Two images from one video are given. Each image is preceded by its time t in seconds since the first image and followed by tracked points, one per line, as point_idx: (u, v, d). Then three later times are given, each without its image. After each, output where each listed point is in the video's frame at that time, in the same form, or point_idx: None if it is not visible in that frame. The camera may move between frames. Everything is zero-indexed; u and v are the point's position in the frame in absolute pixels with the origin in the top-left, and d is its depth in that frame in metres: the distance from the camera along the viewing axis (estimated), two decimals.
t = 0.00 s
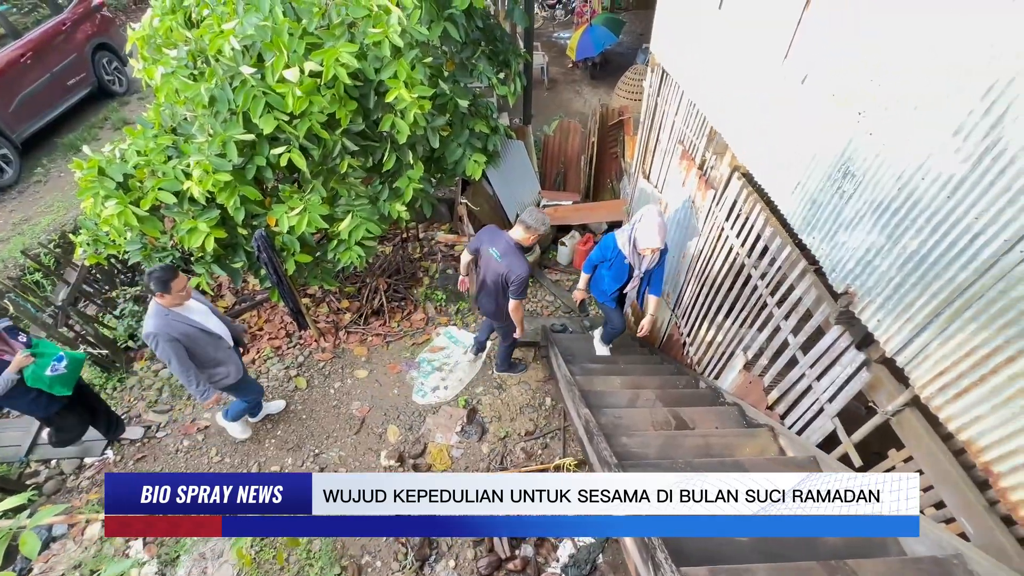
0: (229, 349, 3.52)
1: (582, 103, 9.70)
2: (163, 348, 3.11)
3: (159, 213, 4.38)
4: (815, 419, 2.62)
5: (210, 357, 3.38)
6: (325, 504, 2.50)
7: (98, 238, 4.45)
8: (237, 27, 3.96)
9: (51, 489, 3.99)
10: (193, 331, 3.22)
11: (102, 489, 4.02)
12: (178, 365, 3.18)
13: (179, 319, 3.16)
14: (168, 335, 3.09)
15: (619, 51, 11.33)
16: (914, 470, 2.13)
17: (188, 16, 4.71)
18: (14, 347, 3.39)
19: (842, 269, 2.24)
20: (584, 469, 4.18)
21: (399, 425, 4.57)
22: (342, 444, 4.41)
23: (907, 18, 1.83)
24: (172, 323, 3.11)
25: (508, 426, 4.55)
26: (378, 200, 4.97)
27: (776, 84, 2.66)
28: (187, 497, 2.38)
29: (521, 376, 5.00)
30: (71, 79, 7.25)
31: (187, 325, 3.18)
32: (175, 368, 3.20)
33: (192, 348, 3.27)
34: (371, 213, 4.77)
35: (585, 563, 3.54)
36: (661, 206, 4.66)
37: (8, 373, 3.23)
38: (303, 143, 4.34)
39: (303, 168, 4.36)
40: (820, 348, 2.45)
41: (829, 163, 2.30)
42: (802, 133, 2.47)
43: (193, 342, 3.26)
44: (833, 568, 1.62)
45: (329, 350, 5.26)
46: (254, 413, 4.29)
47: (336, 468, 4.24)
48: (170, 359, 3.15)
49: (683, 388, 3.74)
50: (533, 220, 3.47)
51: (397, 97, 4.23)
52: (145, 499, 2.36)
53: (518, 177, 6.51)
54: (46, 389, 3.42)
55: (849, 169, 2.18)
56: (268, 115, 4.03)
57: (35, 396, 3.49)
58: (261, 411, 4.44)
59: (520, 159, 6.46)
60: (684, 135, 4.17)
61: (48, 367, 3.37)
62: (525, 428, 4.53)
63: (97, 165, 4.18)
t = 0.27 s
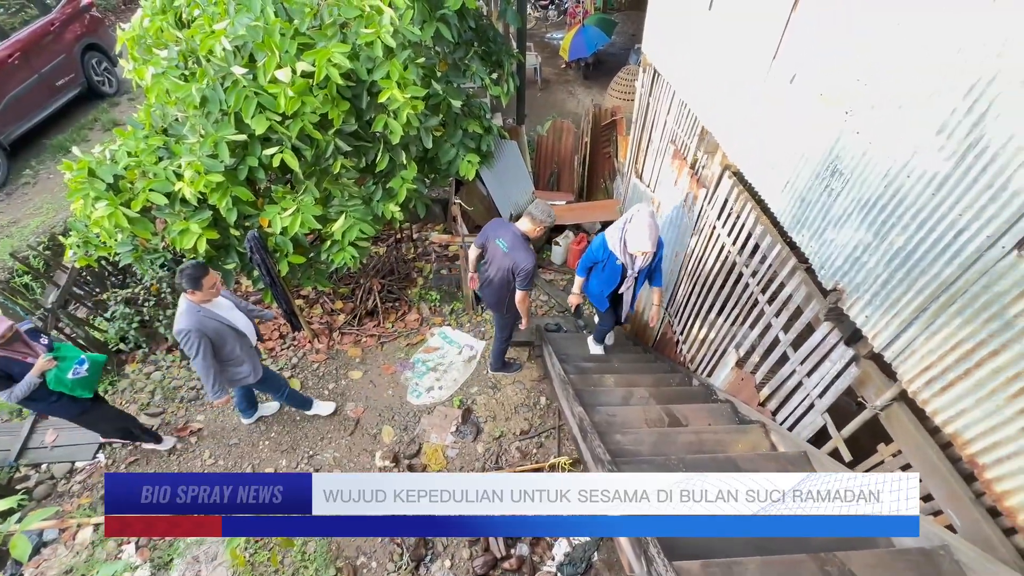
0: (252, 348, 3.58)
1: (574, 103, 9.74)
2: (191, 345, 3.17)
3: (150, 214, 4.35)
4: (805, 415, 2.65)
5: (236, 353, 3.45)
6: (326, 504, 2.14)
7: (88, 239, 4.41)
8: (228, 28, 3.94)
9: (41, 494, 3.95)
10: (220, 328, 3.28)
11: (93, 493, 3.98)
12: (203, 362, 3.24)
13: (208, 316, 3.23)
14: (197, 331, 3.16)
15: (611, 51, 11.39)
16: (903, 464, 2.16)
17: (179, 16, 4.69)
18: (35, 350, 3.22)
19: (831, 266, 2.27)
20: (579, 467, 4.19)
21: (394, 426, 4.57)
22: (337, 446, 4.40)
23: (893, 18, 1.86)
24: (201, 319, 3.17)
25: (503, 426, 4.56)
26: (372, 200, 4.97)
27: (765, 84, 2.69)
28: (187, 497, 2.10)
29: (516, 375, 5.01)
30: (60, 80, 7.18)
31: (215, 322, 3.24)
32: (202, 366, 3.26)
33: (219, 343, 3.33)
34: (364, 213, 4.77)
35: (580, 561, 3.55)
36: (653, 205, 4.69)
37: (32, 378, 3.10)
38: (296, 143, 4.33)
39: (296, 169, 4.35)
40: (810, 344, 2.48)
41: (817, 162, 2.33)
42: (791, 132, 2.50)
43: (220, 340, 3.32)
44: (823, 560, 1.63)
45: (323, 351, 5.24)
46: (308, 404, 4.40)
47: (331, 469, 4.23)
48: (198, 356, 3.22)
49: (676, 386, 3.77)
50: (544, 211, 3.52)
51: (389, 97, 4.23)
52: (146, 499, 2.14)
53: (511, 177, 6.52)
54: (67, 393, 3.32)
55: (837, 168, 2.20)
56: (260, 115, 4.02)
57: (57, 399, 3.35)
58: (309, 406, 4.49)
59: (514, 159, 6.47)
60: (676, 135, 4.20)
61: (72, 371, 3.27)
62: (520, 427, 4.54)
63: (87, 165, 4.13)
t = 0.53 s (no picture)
0: (289, 337, 3.68)
1: (569, 103, 9.77)
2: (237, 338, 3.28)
3: (144, 214, 4.34)
4: (797, 411, 2.69)
5: (276, 343, 3.56)
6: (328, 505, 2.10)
7: (81, 240, 4.39)
8: (221, 28, 3.93)
9: (34, 496, 3.93)
10: (259, 321, 3.37)
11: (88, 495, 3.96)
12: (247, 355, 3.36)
13: (245, 309, 3.33)
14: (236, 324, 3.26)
15: (606, 51, 11.43)
16: (892, 458, 2.19)
17: (172, 16, 4.67)
18: (72, 354, 3.27)
19: (821, 264, 2.30)
20: (575, 465, 4.21)
21: (390, 425, 4.57)
22: (332, 446, 4.40)
23: (879, 19, 1.89)
24: (238, 313, 3.26)
25: (499, 425, 4.57)
26: (367, 200, 4.97)
27: (756, 84, 2.72)
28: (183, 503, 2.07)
29: (511, 374, 5.02)
30: (51, 80, 7.13)
31: (252, 315, 3.32)
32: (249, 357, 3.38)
33: (259, 336, 3.44)
34: (359, 213, 4.77)
35: (576, 558, 3.58)
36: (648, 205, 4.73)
37: (70, 380, 3.13)
38: (290, 143, 4.32)
39: (290, 169, 4.35)
40: (801, 341, 2.52)
41: (807, 161, 2.36)
42: (782, 131, 2.52)
43: (258, 330, 3.43)
44: (812, 552, 1.66)
45: (318, 352, 5.24)
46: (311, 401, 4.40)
47: (327, 469, 4.22)
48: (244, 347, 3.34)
49: (670, 383, 3.80)
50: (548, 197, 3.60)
51: (384, 97, 4.23)
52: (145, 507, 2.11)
53: (507, 176, 6.53)
54: (107, 395, 3.30)
55: (826, 166, 2.24)
56: (253, 115, 4.02)
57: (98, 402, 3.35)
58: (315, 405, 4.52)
59: (509, 158, 6.46)
60: (669, 135, 4.23)
61: (108, 371, 3.26)
62: (516, 426, 4.55)
63: (80, 166, 4.12)
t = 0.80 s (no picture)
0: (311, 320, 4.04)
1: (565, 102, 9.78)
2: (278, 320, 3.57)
3: (138, 214, 4.33)
4: (789, 408, 2.71)
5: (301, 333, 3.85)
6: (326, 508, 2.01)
7: (74, 240, 4.37)
8: (215, 27, 3.92)
9: (28, 498, 3.92)
10: (287, 307, 3.71)
11: (83, 496, 3.95)
12: (284, 339, 3.61)
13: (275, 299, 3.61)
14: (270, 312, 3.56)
15: (601, 51, 11.45)
16: (883, 454, 2.21)
17: (165, 14, 4.65)
18: (96, 351, 3.31)
19: (812, 262, 2.33)
20: (571, 464, 4.23)
21: (386, 425, 4.58)
22: (329, 445, 4.40)
23: (868, 20, 1.91)
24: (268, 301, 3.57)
25: (495, 423, 4.59)
26: (362, 200, 4.97)
27: (749, 84, 2.74)
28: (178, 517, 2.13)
29: (507, 373, 5.04)
30: (43, 79, 7.09)
31: (281, 301, 3.66)
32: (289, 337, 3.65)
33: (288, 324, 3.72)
34: (354, 213, 4.78)
35: (572, 555, 3.60)
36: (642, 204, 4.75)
37: (98, 377, 3.19)
38: (285, 143, 4.32)
39: (285, 168, 4.34)
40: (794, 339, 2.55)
41: (798, 160, 2.38)
42: (774, 131, 2.55)
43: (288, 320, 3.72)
44: (802, 546, 1.67)
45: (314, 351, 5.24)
46: (308, 400, 4.44)
47: (323, 469, 4.22)
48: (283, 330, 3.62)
49: (665, 381, 3.82)
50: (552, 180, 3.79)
51: (379, 96, 4.24)
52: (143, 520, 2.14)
53: (503, 175, 6.54)
54: (130, 392, 3.40)
55: (817, 166, 2.26)
56: (248, 115, 4.01)
57: (119, 400, 3.42)
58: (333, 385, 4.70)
59: (505, 157, 6.51)
60: (664, 134, 4.25)
61: (133, 368, 3.36)
62: (512, 425, 4.57)
63: (73, 166, 4.10)
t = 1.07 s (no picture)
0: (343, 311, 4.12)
1: (562, 101, 9.79)
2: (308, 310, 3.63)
3: (133, 213, 4.31)
4: (784, 405, 2.73)
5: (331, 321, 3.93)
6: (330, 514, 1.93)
7: (69, 239, 4.35)
8: (210, 24, 3.91)
9: (24, 498, 3.91)
10: (319, 297, 3.77)
11: (78, 496, 3.94)
12: (315, 329, 3.70)
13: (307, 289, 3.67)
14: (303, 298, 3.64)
15: (598, 49, 11.46)
16: (876, 450, 2.23)
17: (160, 12, 4.63)
18: (128, 346, 3.28)
19: (807, 260, 2.35)
20: (568, 461, 4.24)
21: (383, 424, 4.58)
22: (326, 444, 4.39)
23: (862, 19, 1.93)
24: (302, 290, 3.64)
25: (492, 422, 4.60)
26: (359, 198, 4.96)
27: (744, 83, 2.75)
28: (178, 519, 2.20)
29: (504, 372, 5.05)
30: (36, 77, 7.04)
31: (314, 291, 3.72)
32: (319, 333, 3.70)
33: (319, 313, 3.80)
34: (351, 211, 4.77)
35: (569, 553, 3.62)
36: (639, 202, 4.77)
37: (133, 372, 3.22)
38: (281, 142, 4.32)
39: (281, 167, 4.34)
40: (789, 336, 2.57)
41: (793, 159, 2.40)
42: (769, 129, 2.56)
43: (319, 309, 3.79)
44: (796, 541, 1.69)
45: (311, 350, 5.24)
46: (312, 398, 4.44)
47: (320, 468, 4.21)
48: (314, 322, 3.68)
49: (661, 379, 3.83)
50: (548, 166, 3.90)
51: (376, 95, 4.23)
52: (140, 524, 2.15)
53: (500, 174, 6.53)
54: (162, 385, 3.44)
55: (812, 164, 2.28)
56: (244, 113, 4.00)
57: (150, 394, 3.48)
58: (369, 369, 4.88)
59: (501, 157, 6.54)
60: (660, 133, 4.26)
61: (165, 362, 3.38)
62: (509, 423, 4.58)
63: (67, 164, 4.09)
